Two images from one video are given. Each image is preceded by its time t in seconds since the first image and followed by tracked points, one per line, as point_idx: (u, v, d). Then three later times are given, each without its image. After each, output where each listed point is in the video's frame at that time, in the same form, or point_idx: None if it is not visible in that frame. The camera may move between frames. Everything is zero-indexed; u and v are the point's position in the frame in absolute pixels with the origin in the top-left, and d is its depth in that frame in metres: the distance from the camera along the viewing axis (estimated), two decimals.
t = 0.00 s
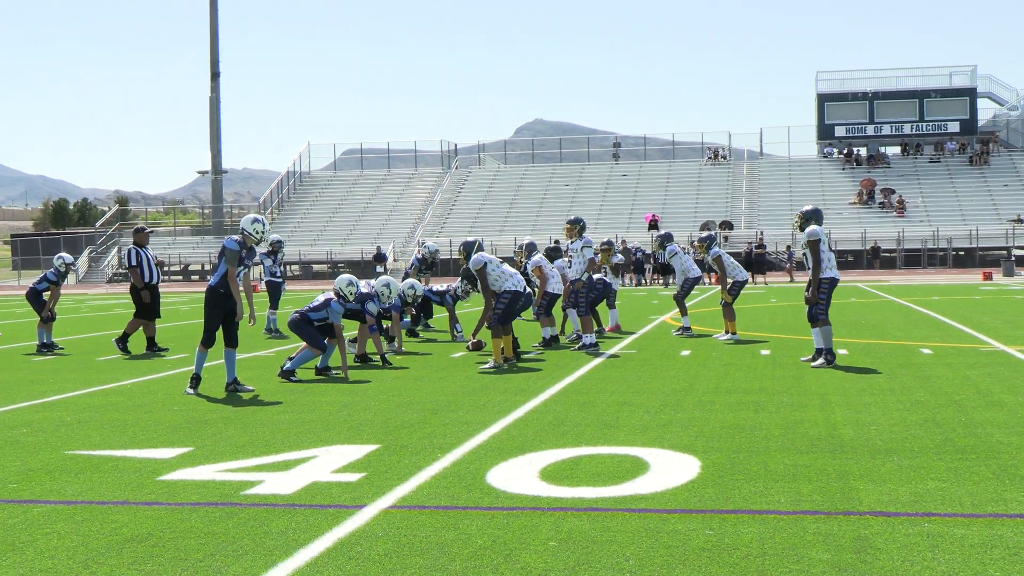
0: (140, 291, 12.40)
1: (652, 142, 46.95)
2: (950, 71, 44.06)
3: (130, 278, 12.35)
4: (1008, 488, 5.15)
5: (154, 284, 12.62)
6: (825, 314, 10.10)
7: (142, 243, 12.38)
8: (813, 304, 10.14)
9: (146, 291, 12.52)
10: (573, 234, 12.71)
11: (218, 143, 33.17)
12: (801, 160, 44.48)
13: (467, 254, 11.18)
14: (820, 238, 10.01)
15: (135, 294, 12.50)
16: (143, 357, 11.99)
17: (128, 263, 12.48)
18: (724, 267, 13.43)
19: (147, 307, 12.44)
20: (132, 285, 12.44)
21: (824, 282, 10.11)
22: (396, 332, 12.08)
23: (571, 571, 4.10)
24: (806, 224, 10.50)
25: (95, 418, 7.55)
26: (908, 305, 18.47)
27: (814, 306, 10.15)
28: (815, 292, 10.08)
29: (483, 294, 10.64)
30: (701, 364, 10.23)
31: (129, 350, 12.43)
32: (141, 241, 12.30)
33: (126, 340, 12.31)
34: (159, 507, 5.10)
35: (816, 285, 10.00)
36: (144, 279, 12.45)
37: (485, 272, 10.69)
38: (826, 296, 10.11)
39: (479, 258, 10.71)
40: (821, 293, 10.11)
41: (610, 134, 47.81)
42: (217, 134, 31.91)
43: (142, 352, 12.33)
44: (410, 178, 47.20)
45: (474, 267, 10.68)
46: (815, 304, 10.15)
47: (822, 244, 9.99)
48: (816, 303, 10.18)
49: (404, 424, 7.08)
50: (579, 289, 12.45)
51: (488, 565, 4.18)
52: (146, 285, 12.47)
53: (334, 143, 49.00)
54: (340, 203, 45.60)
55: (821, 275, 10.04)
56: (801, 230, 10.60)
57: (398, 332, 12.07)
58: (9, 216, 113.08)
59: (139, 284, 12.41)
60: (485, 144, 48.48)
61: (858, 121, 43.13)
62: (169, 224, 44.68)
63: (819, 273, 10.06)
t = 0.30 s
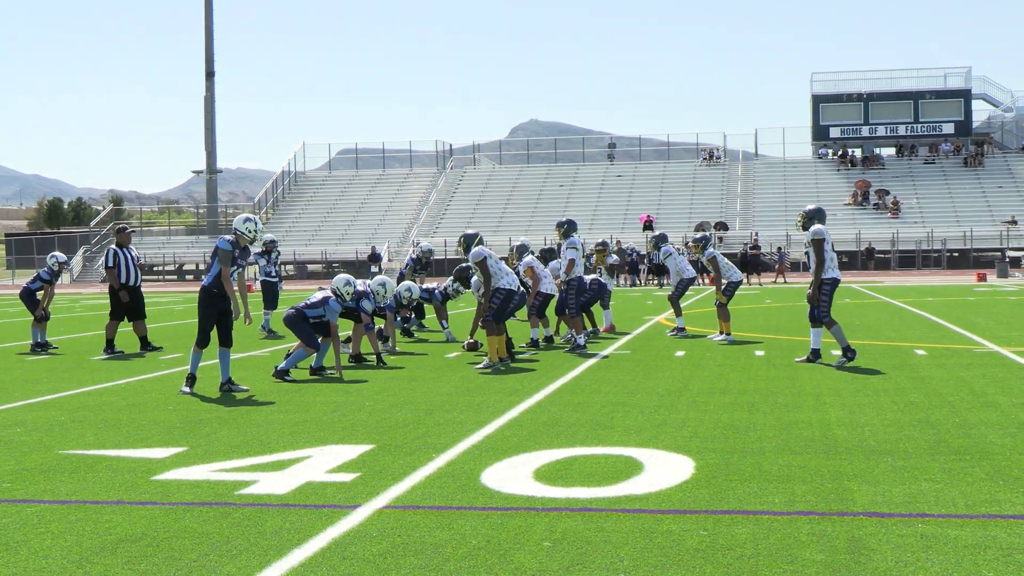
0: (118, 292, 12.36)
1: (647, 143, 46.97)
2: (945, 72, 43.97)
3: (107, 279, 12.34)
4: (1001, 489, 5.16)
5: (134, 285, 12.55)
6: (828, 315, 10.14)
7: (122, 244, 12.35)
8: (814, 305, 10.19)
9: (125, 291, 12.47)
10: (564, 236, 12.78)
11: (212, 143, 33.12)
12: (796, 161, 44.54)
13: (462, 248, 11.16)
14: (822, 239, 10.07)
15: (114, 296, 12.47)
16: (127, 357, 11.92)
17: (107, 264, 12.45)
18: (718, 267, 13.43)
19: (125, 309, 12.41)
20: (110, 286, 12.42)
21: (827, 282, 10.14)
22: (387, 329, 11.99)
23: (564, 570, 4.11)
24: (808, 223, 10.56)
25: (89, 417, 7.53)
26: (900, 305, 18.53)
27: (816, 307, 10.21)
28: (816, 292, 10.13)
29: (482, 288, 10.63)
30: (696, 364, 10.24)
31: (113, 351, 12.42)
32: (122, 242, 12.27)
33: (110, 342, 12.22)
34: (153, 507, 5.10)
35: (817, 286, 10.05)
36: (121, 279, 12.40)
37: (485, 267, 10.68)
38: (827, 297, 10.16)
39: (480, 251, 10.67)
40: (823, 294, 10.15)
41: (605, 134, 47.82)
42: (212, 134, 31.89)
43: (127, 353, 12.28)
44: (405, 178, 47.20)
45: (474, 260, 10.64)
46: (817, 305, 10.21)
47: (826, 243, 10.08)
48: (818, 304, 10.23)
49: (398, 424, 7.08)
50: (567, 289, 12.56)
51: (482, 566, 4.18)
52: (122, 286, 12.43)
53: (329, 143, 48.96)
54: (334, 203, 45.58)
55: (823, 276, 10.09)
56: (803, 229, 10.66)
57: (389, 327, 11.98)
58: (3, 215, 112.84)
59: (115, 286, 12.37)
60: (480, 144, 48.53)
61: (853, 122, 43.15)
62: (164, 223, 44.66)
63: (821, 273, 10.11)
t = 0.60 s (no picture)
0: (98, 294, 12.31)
1: (644, 143, 46.99)
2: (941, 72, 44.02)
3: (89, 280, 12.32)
4: (998, 488, 5.17)
5: (118, 285, 12.52)
6: (844, 317, 10.12)
7: (107, 244, 12.33)
8: (830, 307, 10.17)
9: (109, 292, 12.43)
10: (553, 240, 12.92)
11: (208, 143, 33.14)
12: (793, 161, 44.59)
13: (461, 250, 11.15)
14: (833, 240, 10.08)
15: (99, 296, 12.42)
16: (118, 357, 11.90)
17: (91, 264, 12.40)
18: (717, 267, 13.44)
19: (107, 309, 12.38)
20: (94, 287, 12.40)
21: (839, 284, 10.14)
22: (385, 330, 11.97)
23: (562, 570, 4.11)
24: (816, 226, 10.56)
25: (87, 418, 7.54)
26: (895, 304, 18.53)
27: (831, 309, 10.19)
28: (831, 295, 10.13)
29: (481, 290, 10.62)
30: (694, 364, 10.24)
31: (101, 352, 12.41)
32: (107, 241, 12.24)
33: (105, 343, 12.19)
34: (151, 507, 5.09)
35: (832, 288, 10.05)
36: (102, 280, 12.34)
37: (484, 267, 10.66)
38: (842, 298, 10.14)
39: (477, 251, 10.67)
40: (837, 296, 10.14)
41: (602, 135, 47.85)
42: (209, 134, 31.91)
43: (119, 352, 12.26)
44: (402, 178, 47.22)
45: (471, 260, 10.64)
46: (832, 307, 10.19)
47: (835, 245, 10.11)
48: (833, 306, 10.21)
49: (395, 424, 7.09)
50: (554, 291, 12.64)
51: (479, 566, 4.18)
52: (104, 287, 12.36)
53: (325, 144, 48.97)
54: (331, 203, 45.61)
55: (837, 278, 10.09)
56: (811, 232, 10.66)
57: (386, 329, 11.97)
58: None
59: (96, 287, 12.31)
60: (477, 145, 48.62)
61: (850, 122, 43.17)
62: (161, 223, 44.67)
63: (834, 275, 10.10)
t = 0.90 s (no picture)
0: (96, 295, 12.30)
1: (644, 143, 47.01)
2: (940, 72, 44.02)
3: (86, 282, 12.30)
4: (999, 488, 5.16)
5: (114, 285, 12.53)
6: (844, 317, 10.14)
7: (100, 246, 12.33)
8: (832, 307, 10.19)
9: (106, 292, 12.42)
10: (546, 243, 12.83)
11: (208, 144, 33.12)
12: (792, 162, 44.61)
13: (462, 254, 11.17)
14: (839, 241, 10.06)
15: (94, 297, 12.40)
16: (117, 357, 11.95)
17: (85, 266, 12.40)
18: (721, 269, 13.47)
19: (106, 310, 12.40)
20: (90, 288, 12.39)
21: (843, 285, 10.16)
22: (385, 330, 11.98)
23: (562, 570, 4.11)
24: (822, 225, 10.55)
25: (87, 418, 7.55)
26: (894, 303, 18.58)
27: (833, 309, 10.21)
28: (833, 295, 10.15)
29: (482, 293, 10.62)
30: (693, 364, 10.27)
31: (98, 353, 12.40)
32: (101, 243, 12.24)
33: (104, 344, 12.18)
34: (150, 508, 5.09)
35: (835, 288, 10.08)
36: (99, 281, 12.34)
37: (483, 272, 10.66)
38: (844, 299, 10.16)
39: (478, 257, 10.70)
40: (840, 296, 10.16)
41: (601, 135, 47.88)
42: (209, 135, 31.94)
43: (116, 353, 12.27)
44: (401, 178, 47.25)
45: (472, 266, 10.66)
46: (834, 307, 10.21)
47: (842, 246, 10.10)
48: (835, 306, 10.23)
49: (395, 424, 7.09)
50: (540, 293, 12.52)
51: (479, 566, 4.18)
52: (102, 287, 12.36)
53: (325, 144, 48.98)
54: (331, 203, 45.63)
55: (841, 278, 10.11)
56: (816, 231, 10.65)
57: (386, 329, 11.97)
58: None
59: (94, 288, 12.30)
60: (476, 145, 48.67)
61: (849, 122, 43.17)
62: (160, 224, 44.69)
63: (840, 275, 10.11)
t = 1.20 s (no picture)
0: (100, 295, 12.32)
1: (644, 143, 47.03)
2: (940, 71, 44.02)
3: (86, 282, 12.28)
4: (999, 488, 5.16)
5: (111, 285, 12.55)
6: (845, 314, 10.15)
7: (96, 246, 12.36)
8: (834, 305, 10.20)
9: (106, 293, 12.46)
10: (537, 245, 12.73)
11: (208, 145, 33.11)
12: (792, 161, 44.63)
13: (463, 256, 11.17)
14: (842, 239, 10.06)
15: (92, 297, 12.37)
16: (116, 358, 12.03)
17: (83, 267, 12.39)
18: (724, 271, 13.45)
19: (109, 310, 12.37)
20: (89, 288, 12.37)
21: (847, 283, 10.16)
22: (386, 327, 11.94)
23: (563, 571, 4.11)
24: (824, 224, 10.53)
25: (88, 419, 7.56)
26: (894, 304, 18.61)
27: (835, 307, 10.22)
28: (837, 292, 10.15)
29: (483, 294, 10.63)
30: (694, 364, 10.28)
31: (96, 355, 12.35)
32: (97, 244, 12.26)
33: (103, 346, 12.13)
34: (151, 508, 5.09)
35: (838, 286, 10.08)
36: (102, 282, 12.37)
37: (484, 274, 10.66)
38: (847, 297, 10.18)
39: (479, 259, 10.68)
40: (842, 294, 10.17)
41: (602, 135, 47.93)
42: (209, 136, 31.94)
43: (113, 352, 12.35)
44: (402, 178, 47.27)
45: (473, 268, 10.65)
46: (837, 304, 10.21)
47: (845, 244, 10.08)
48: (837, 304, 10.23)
49: (395, 425, 7.09)
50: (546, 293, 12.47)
51: (480, 566, 4.18)
52: (104, 288, 12.41)
53: (325, 145, 48.99)
54: (331, 203, 45.65)
55: (845, 276, 10.11)
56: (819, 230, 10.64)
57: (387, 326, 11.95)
58: None
59: (98, 289, 12.32)
60: (476, 145, 48.72)
61: (850, 122, 43.16)
62: (160, 225, 44.71)
63: (843, 274, 10.11)
